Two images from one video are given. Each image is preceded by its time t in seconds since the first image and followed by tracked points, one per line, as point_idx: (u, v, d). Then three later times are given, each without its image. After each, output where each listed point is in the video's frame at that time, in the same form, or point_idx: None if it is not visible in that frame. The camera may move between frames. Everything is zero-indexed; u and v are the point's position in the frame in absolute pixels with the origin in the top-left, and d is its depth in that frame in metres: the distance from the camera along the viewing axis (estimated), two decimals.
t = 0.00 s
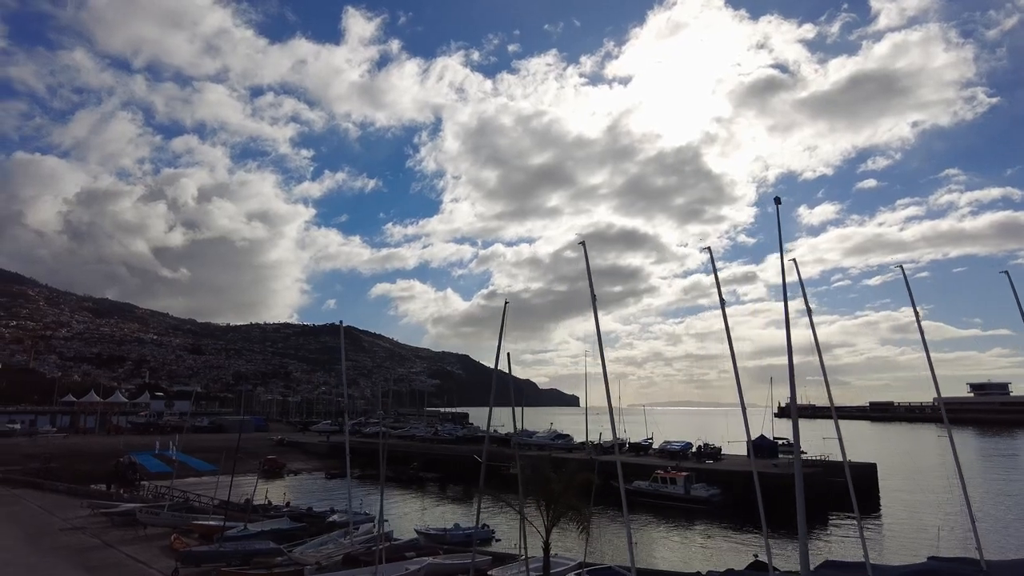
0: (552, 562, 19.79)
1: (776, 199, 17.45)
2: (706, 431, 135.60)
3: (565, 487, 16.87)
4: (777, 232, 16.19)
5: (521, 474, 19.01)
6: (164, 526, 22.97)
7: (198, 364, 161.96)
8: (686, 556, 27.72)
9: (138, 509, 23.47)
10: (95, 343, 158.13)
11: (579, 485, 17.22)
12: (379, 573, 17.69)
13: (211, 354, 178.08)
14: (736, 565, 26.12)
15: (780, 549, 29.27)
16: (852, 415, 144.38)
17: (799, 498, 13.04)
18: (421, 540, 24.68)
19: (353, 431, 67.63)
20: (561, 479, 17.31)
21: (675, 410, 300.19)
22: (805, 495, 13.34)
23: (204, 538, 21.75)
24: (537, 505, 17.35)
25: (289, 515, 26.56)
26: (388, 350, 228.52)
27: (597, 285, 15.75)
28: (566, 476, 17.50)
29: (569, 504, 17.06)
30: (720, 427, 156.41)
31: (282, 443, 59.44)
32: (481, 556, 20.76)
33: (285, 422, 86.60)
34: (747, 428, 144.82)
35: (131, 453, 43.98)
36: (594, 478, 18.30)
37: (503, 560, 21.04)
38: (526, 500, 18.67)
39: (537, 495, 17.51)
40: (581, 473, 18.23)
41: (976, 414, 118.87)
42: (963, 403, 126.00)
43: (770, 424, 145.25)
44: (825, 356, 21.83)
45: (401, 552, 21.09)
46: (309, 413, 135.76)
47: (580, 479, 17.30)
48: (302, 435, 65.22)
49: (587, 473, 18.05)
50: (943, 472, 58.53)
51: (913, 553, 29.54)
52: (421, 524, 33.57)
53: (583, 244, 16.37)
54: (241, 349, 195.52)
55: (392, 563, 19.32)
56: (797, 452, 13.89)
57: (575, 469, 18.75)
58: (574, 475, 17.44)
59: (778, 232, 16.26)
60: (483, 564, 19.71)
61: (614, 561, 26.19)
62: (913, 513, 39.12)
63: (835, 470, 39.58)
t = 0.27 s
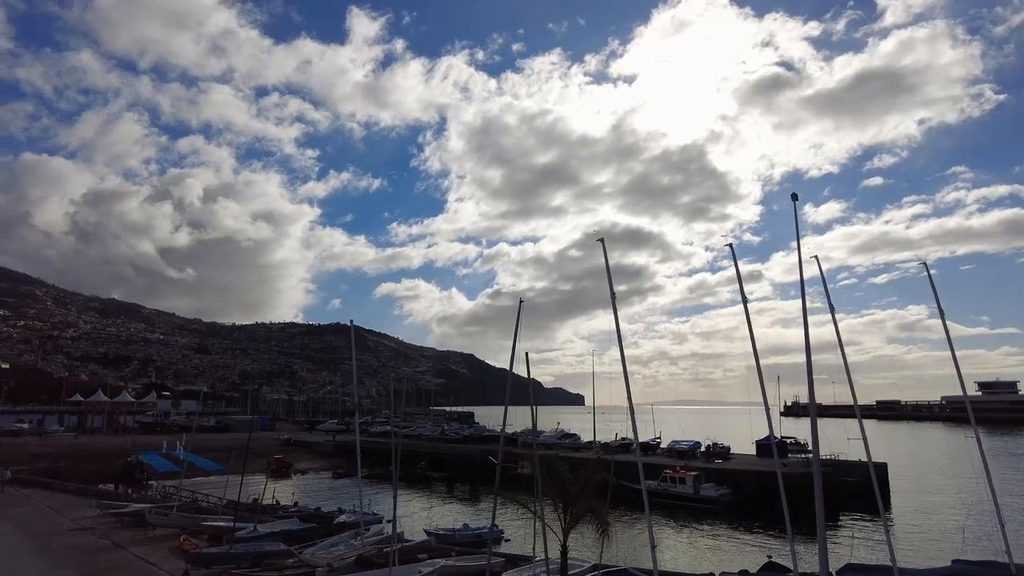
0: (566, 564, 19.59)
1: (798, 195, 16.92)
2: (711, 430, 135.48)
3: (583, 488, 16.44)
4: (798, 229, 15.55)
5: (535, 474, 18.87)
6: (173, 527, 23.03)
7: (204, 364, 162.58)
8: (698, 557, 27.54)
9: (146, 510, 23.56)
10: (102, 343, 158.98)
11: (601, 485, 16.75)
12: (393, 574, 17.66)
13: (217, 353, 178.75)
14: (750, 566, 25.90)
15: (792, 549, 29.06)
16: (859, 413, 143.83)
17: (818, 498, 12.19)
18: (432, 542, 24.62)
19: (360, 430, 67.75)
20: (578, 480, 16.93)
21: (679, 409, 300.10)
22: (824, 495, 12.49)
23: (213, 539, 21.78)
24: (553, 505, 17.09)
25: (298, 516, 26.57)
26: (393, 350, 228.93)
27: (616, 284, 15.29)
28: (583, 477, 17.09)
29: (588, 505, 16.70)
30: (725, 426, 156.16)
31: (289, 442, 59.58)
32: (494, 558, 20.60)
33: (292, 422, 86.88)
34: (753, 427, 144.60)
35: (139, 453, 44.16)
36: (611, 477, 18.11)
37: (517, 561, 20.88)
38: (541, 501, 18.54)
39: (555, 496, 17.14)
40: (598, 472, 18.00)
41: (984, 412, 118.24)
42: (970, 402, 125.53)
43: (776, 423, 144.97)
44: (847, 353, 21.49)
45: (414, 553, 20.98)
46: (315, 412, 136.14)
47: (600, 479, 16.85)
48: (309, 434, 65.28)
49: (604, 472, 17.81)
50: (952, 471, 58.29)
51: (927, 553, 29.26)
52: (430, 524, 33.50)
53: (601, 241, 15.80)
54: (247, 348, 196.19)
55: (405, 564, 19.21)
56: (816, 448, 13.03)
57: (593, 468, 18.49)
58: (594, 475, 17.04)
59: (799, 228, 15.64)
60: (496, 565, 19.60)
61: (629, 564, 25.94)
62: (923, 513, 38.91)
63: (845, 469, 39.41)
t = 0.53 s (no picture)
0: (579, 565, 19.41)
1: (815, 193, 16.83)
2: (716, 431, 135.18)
3: (601, 488, 16.27)
4: (814, 226, 15.42)
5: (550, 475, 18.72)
6: (181, 527, 22.98)
7: (208, 364, 162.98)
8: (709, 558, 27.40)
9: (153, 510, 23.58)
10: (107, 343, 159.53)
11: (618, 485, 16.57)
12: None
13: (221, 353, 179.19)
14: (763, 568, 25.70)
15: (804, 551, 28.80)
16: (864, 414, 143.59)
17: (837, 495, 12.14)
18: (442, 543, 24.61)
19: (364, 430, 67.90)
20: (595, 480, 16.76)
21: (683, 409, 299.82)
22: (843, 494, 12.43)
23: (220, 539, 21.74)
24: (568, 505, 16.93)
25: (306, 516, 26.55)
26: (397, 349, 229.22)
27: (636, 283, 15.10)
28: (601, 477, 16.89)
29: (605, 505, 16.54)
30: (730, 426, 155.83)
31: (294, 441, 59.73)
32: (506, 559, 20.51)
33: (297, 421, 87.08)
34: (757, 428, 144.27)
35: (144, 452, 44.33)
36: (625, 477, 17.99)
37: (528, 563, 20.76)
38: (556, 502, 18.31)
39: (572, 496, 16.96)
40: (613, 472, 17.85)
41: (990, 412, 117.94)
42: (976, 402, 124.98)
43: (781, 423, 144.68)
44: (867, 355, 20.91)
45: (425, 554, 20.84)
46: (319, 412, 136.31)
47: (616, 479, 16.64)
48: (314, 434, 65.38)
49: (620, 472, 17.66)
50: (958, 470, 58.10)
51: (936, 554, 29.14)
52: (438, 524, 33.48)
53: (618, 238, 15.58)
54: (251, 348, 196.58)
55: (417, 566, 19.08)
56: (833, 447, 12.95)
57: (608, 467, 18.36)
58: (610, 475, 16.88)
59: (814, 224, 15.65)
60: (509, 566, 19.51)
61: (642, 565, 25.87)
62: (931, 512, 38.79)
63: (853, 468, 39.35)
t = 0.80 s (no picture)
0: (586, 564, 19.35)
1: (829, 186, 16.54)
2: (717, 429, 135.22)
3: (616, 488, 15.98)
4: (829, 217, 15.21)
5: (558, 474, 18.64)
6: (185, 527, 23.01)
7: (210, 362, 163.18)
8: (716, 557, 27.33)
9: (156, 509, 23.62)
10: (109, 341, 159.85)
11: (631, 486, 16.32)
12: None
13: (223, 351, 179.39)
14: (771, 567, 25.59)
15: (809, 550, 28.72)
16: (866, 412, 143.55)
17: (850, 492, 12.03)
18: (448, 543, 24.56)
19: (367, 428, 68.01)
20: (609, 480, 16.47)
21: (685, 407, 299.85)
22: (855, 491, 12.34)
23: (225, 539, 21.76)
24: (579, 505, 16.78)
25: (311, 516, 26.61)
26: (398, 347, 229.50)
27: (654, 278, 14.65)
28: (614, 477, 16.60)
29: (619, 506, 16.31)
30: (732, 424, 155.93)
31: (296, 440, 59.80)
32: (515, 559, 20.37)
33: (298, 420, 87.27)
34: (759, 426, 144.33)
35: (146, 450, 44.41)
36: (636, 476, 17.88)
37: (537, 563, 20.64)
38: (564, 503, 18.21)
39: (585, 497, 16.71)
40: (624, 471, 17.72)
41: (992, 410, 118.00)
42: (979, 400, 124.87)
43: (783, 422, 144.70)
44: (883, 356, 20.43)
45: (433, 555, 20.72)
46: (320, 410, 136.45)
47: (628, 480, 16.42)
48: (316, 433, 65.37)
49: (631, 472, 17.50)
50: (962, 469, 58.05)
51: (944, 552, 29.10)
52: (443, 523, 33.48)
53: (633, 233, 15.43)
54: (252, 346, 196.85)
55: (425, 567, 18.97)
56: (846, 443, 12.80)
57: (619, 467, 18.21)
58: (622, 475, 16.60)
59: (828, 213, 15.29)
60: (517, 566, 19.44)
61: (652, 565, 25.74)
62: (936, 511, 38.73)
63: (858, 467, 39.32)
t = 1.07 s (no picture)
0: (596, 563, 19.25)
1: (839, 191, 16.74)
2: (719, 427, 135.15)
3: (631, 488, 15.64)
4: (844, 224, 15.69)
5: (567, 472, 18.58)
6: (189, 526, 22.97)
7: (211, 360, 163.28)
8: (723, 557, 27.23)
9: (159, 508, 23.60)
10: (110, 339, 159.97)
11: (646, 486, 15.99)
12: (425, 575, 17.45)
13: (224, 349, 179.53)
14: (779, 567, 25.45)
15: (815, 549, 28.60)
16: (869, 409, 143.36)
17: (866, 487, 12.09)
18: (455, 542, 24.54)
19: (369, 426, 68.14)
20: (623, 479, 16.07)
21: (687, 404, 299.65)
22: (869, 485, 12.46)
23: (230, 538, 21.73)
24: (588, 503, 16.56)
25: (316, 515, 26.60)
26: (399, 345, 229.77)
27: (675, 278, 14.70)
28: (628, 476, 16.28)
29: (634, 503, 15.95)
30: (733, 422, 155.93)
31: (299, 438, 59.84)
32: (523, 558, 20.22)
33: (300, 418, 87.50)
34: (761, 424, 144.22)
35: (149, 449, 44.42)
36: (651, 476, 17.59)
37: (545, 562, 20.45)
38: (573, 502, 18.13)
39: (597, 497, 16.39)
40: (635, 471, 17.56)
41: (994, 407, 117.85)
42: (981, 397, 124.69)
43: (785, 419, 144.56)
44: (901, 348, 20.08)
45: (441, 554, 20.62)
46: (322, 407, 136.55)
47: (641, 477, 16.05)
48: (318, 430, 65.36)
49: (643, 472, 17.21)
50: (966, 466, 57.96)
51: (951, 550, 29.04)
52: (446, 521, 33.45)
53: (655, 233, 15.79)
54: (253, 344, 197.02)
55: (434, 566, 18.91)
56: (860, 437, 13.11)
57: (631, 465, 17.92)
58: (637, 473, 16.23)
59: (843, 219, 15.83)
60: (526, 566, 19.36)
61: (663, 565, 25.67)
62: (943, 509, 38.63)
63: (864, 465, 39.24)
